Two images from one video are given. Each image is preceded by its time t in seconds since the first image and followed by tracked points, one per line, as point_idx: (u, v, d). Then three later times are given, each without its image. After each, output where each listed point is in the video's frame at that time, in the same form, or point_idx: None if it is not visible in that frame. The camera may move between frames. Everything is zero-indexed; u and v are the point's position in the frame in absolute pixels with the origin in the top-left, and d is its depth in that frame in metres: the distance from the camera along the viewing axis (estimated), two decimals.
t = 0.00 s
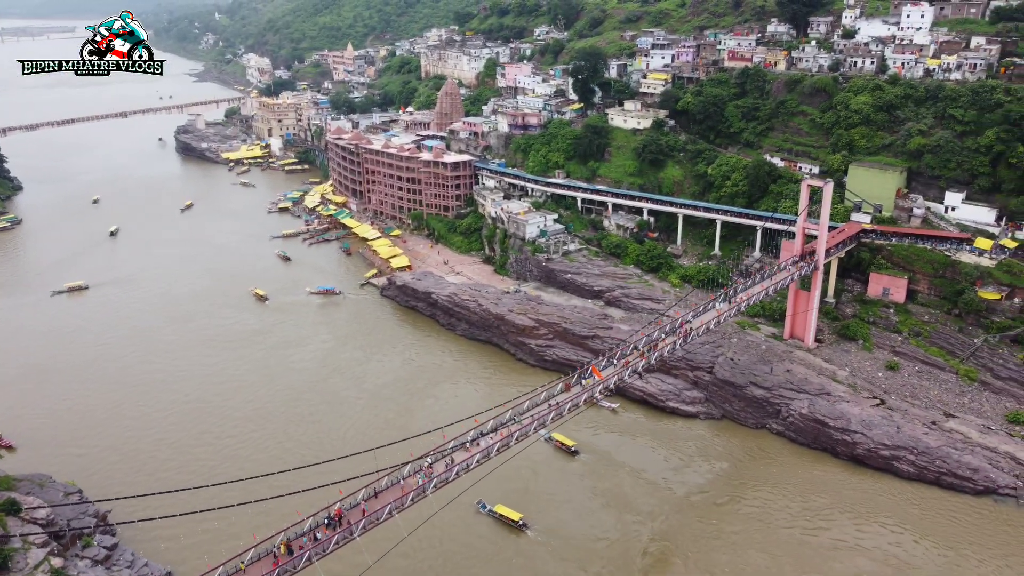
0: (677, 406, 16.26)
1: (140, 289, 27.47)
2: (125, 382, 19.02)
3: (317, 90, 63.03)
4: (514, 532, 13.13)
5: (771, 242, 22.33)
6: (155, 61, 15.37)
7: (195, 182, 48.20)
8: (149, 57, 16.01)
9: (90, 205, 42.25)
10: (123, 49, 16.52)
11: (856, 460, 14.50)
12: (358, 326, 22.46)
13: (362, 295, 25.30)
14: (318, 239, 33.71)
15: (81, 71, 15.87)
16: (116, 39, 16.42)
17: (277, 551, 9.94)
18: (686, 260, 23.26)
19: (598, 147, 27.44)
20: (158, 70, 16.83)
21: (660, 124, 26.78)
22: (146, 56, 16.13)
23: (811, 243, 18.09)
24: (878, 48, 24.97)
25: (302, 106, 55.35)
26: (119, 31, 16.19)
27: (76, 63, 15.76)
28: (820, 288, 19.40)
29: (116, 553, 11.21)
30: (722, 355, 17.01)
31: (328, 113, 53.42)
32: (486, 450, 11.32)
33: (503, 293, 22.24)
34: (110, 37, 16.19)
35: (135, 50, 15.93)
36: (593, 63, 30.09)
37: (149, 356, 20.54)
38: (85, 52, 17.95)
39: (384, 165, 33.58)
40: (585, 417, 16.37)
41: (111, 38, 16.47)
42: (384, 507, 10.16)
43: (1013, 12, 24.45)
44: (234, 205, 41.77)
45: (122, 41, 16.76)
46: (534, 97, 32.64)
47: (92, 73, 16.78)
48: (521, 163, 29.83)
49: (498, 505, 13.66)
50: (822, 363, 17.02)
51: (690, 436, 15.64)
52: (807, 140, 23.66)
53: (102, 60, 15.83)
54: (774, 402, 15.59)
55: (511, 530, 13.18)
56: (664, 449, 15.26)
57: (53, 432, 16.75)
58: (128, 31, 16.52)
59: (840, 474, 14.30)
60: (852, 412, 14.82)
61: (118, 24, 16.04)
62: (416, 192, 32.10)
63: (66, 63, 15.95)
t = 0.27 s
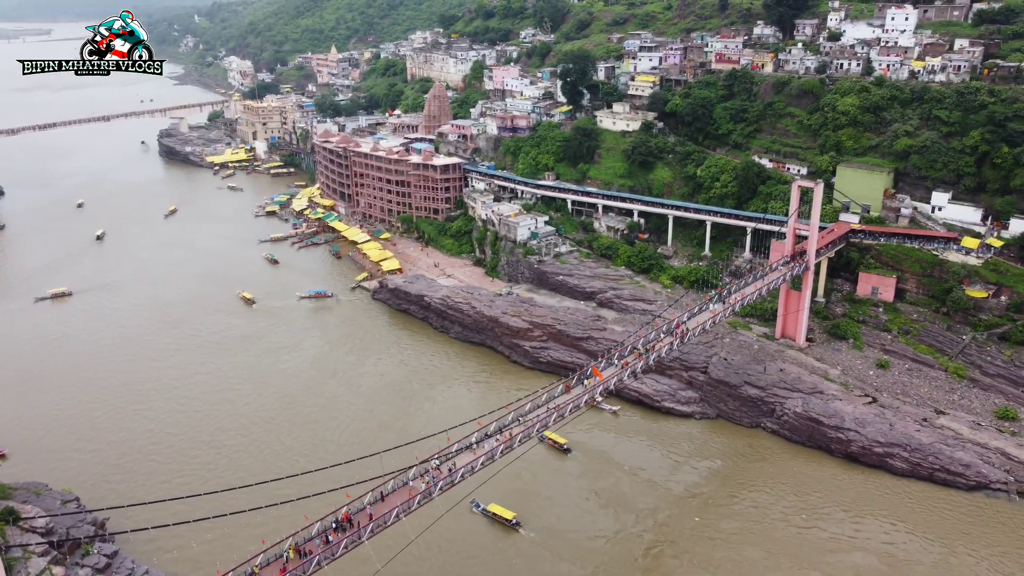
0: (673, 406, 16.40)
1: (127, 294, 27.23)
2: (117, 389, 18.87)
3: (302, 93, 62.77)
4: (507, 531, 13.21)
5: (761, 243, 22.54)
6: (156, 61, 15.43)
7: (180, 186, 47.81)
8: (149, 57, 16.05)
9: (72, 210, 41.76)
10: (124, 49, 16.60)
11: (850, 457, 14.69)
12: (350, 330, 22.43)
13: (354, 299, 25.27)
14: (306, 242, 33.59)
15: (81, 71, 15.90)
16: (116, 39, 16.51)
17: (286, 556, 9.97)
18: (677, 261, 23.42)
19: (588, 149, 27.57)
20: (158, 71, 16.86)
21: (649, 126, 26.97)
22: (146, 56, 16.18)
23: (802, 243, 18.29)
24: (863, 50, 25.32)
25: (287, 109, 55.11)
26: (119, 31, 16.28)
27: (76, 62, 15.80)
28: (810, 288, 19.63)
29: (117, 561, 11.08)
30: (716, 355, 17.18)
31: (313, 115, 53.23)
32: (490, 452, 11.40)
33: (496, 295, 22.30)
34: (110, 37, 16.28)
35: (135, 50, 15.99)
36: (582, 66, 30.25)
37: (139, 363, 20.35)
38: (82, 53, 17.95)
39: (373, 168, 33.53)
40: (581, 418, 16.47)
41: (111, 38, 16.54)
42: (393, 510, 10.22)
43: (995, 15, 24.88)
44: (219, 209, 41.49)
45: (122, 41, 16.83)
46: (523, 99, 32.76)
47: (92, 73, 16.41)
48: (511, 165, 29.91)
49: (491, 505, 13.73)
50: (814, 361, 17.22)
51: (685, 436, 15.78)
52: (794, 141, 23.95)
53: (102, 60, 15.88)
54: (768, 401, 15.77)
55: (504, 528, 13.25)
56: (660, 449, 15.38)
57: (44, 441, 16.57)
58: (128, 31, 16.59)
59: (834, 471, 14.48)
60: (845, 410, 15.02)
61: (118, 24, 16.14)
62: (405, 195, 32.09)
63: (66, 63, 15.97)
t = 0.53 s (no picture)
0: (668, 406, 16.53)
1: (113, 299, 26.94)
2: (109, 395, 18.70)
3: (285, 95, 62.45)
4: (500, 529, 13.30)
5: (750, 243, 22.75)
6: (157, 61, 15.46)
7: (163, 189, 47.37)
8: (150, 57, 16.06)
9: (54, 215, 41.23)
10: (124, 49, 16.64)
11: (844, 454, 14.89)
12: (342, 333, 22.38)
13: (345, 302, 25.21)
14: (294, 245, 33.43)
15: (80, 70, 15.88)
16: (117, 39, 16.55)
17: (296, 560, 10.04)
18: (667, 262, 23.58)
19: (577, 151, 27.68)
20: (158, 71, 16.86)
21: (637, 128, 27.13)
22: (146, 57, 16.20)
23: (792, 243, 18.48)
24: (849, 52, 25.63)
25: (271, 111, 54.81)
26: (119, 31, 16.33)
27: (76, 62, 15.80)
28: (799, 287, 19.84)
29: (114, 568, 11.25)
30: (709, 355, 17.34)
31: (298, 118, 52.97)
32: (494, 454, 11.53)
33: (488, 297, 22.35)
34: (110, 37, 16.32)
35: (135, 51, 16.01)
36: (570, 68, 30.39)
37: (129, 369, 20.17)
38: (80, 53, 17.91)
39: (361, 171, 33.44)
40: (576, 418, 16.55)
41: (111, 38, 16.56)
42: (400, 513, 10.33)
43: (977, 17, 25.30)
44: (204, 213, 41.17)
45: (122, 41, 16.85)
46: (511, 101, 32.85)
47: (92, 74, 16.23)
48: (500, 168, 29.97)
49: (484, 504, 13.83)
50: (806, 360, 17.42)
51: (681, 435, 15.92)
52: (782, 142, 24.22)
53: (102, 59, 15.89)
54: (763, 399, 15.94)
55: (498, 527, 13.35)
56: (657, 448, 15.50)
57: (34, 450, 16.37)
58: (128, 31, 16.62)
59: (829, 468, 14.67)
60: (838, 408, 15.21)
61: (118, 24, 16.19)
62: (394, 198, 32.03)
63: (66, 63, 15.96)
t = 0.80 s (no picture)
0: (663, 406, 16.66)
1: (100, 305, 26.67)
2: (101, 402, 18.54)
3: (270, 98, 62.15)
4: (494, 528, 13.38)
5: (740, 243, 22.95)
6: (157, 61, 15.50)
7: (147, 194, 46.98)
8: (150, 57, 16.11)
9: (36, 220, 40.75)
10: (124, 49, 16.68)
11: (838, 452, 15.07)
12: (335, 336, 22.34)
13: (336, 305, 25.16)
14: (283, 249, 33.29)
15: (80, 70, 15.87)
16: (116, 39, 16.59)
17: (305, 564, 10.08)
18: (658, 263, 23.76)
19: (567, 153, 27.80)
20: (157, 71, 16.88)
21: (627, 130, 27.29)
22: (146, 57, 16.24)
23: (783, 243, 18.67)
24: (835, 54, 25.95)
25: (255, 114, 54.53)
26: (119, 31, 16.36)
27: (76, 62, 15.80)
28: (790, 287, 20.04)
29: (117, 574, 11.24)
30: (703, 355, 17.49)
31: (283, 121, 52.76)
32: (499, 457, 11.60)
33: (481, 299, 22.39)
34: (110, 37, 16.37)
35: (136, 51, 16.04)
36: (559, 71, 30.53)
37: (119, 375, 20.00)
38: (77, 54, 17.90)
39: (350, 174, 33.37)
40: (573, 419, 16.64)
41: (111, 38, 16.59)
42: (408, 516, 10.38)
43: (959, 20, 25.73)
44: (190, 217, 40.87)
45: (121, 41, 16.86)
46: (499, 104, 32.95)
47: (92, 74, 16.10)
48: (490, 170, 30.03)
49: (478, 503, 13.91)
50: (798, 359, 17.62)
51: (676, 434, 16.05)
52: (770, 143, 24.49)
53: (102, 59, 15.92)
54: (757, 399, 16.10)
55: (492, 526, 13.43)
56: (653, 448, 15.61)
57: (25, 459, 16.19)
58: (127, 31, 16.65)
59: (823, 465, 14.86)
60: (832, 406, 15.41)
61: (118, 24, 16.23)
62: (383, 200, 31.99)
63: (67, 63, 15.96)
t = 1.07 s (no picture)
0: (659, 406, 16.80)
1: (86, 312, 26.39)
2: (93, 409, 18.38)
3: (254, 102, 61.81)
4: (489, 527, 13.49)
5: (729, 244, 23.17)
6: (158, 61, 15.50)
7: (130, 199, 46.53)
8: (151, 57, 16.10)
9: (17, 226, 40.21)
10: (125, 49, 16.69)
11: (832, 449, 15.28)
12: (328, 340, 22.30)
13: (327, 309, 25.09)
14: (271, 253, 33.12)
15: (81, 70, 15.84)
16: (117, 39, 16.59)
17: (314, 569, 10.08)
18: (649, 264, 23.93)
19: (556, 155, 27.92)
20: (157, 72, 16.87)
21: (615, 132, 27.46)
22: (147, 56, 16.23)
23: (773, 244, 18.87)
24: (820, 57, 26.29)
25: (239, 118, 54.21)
26: (119, 31, 16.35)
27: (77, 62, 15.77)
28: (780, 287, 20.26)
29: None
30: (696, 356, 17.65)
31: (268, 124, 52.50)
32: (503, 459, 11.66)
33: (473, 302, 22.43)
34: (110, 37, 16.37)
35: (137, 51, 16.03)
36: (547, 74, 30.68)
37: (110, 383, 19.82)
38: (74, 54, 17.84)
39: (338, 177, 33.28)
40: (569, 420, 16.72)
41: (111, 38, 16.58)
42: (416, 519, 10.41)
43: (942, 23, 26.17)
44: (175, 222, 40.54)
45: (121, 41, 16.85)
46: (488, 106, 33.06)
47: (93, 73, 15.96)
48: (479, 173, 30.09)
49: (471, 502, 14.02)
50: (789, 358, 17.82)
51: (672, 434, 16.18)
52: (758, 145, 24.77)
53: (103, 59, 15.90)
54: (751, 398, 16.29)
55: (486, 525, 13.55)
56: (650, 447, 15.73)
57: (17, 468, 16.01)
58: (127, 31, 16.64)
59: (818, 462, 15.05)
60: (825, 404, 15.62)
61: (118, 24, 16.22)
62: (372, 204, 31.93)
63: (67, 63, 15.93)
